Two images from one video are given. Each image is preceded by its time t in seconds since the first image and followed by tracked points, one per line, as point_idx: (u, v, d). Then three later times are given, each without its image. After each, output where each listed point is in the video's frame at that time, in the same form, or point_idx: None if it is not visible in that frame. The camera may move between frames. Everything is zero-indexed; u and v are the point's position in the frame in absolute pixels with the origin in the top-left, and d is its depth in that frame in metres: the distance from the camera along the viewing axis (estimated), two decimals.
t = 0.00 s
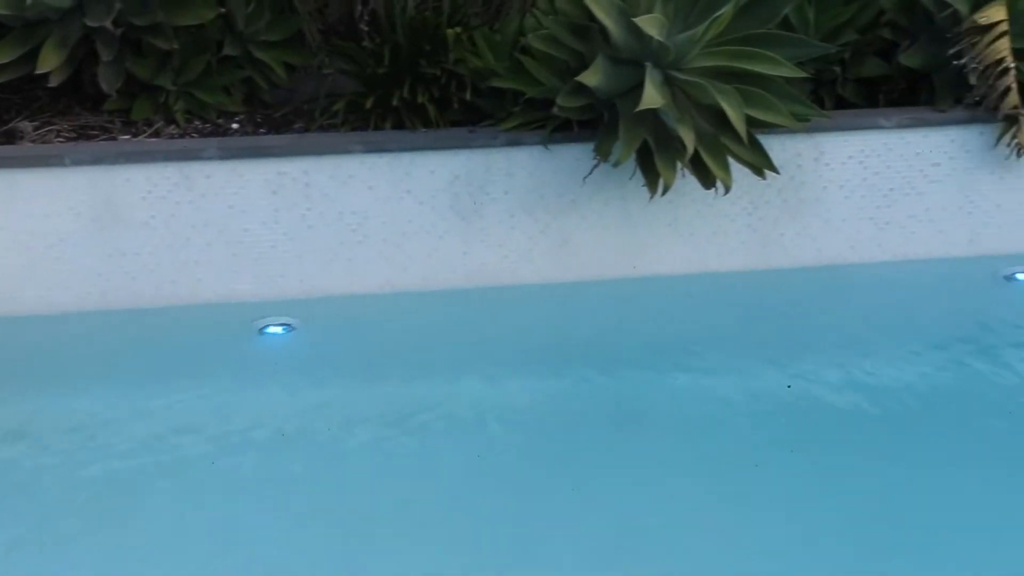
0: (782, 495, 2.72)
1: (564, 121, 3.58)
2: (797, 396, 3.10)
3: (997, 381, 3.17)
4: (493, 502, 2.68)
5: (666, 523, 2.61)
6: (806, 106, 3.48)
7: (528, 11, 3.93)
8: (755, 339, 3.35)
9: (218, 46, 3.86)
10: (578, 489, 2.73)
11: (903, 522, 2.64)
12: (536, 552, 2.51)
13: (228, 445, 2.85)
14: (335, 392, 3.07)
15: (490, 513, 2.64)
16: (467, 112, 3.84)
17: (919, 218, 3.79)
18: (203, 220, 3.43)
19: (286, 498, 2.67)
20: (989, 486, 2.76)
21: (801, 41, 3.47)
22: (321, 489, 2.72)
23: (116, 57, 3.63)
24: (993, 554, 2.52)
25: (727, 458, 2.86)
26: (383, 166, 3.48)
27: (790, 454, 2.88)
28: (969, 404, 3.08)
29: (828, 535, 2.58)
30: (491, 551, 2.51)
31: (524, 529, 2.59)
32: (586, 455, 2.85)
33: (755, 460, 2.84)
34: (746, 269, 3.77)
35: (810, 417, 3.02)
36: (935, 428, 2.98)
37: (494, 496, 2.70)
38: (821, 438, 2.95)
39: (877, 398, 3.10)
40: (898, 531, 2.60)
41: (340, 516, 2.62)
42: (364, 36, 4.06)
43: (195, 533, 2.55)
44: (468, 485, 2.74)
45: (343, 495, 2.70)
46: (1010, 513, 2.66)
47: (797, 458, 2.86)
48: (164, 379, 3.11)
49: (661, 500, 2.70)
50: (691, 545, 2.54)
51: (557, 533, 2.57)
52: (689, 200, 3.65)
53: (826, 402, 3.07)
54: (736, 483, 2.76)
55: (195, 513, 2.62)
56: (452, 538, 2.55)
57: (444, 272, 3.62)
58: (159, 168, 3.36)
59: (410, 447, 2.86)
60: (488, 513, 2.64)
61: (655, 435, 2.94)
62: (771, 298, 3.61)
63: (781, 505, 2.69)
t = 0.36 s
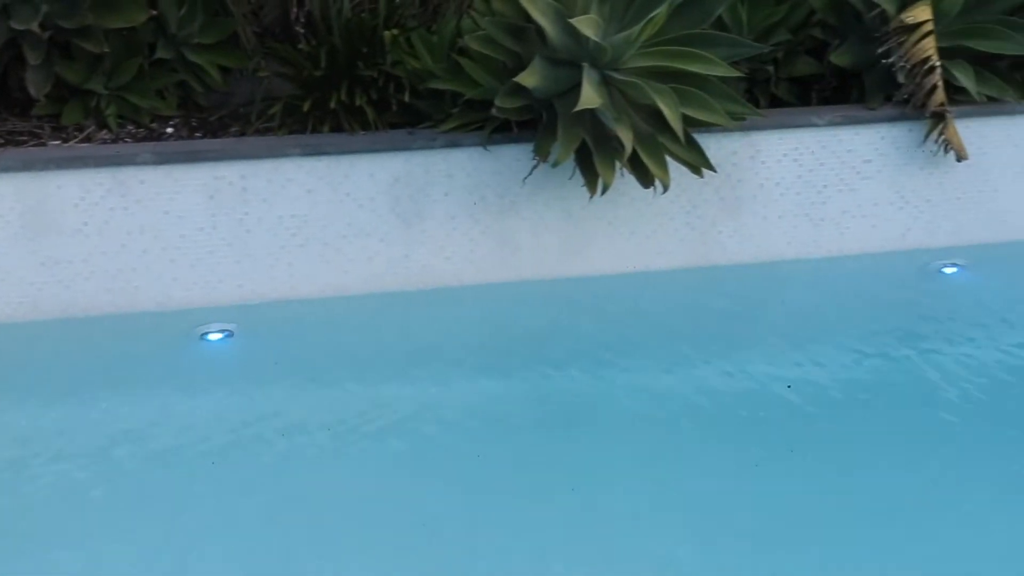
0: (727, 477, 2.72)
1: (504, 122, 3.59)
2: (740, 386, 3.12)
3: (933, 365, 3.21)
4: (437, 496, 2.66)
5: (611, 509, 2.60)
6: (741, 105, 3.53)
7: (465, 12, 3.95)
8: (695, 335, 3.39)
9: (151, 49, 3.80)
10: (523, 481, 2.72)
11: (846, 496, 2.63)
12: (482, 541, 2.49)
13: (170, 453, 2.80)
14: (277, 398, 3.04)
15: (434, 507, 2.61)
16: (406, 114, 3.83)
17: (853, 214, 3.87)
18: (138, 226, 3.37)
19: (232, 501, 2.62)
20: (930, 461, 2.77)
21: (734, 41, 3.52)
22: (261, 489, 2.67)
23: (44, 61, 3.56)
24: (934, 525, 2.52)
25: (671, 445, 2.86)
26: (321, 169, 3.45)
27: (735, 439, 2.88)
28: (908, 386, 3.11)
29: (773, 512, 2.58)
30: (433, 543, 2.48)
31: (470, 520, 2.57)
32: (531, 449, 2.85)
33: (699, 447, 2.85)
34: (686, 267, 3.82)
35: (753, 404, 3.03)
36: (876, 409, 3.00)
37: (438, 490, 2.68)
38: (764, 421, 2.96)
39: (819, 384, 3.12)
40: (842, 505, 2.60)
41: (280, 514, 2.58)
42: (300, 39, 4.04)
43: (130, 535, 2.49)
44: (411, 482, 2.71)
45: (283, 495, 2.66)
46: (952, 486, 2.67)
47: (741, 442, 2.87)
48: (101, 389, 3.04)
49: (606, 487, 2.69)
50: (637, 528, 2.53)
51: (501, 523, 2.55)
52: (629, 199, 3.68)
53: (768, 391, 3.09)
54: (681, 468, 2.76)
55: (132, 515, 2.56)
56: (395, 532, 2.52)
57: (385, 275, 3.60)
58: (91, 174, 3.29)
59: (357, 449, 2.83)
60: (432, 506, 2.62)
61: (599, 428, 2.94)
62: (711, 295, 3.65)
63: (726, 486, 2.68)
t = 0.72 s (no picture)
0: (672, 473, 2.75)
1: (446, 123, 3.58)
2: (686, 383, 3.15)
3: (872, 359, 3.27)
4: (385, 498, 2.65)
5: (559, 507, 2.61)
6: (682, 105, 3.57)
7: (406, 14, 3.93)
8: (640, 333, 3.42)
9: (85, 53, 3.74)
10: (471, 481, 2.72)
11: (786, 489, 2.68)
12: (430, 542, 2.48)
13: (112, 464, 2.74)
14: (222, 405, 2.99)
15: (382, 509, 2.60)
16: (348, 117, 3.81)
17: (793, 211, 3.94)
18: (75, 234, 3.30)
19: (178, 510, 2.58)
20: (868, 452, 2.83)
21: (674, 41, 3.56)
22: (205, 496, 2.64)
23: None
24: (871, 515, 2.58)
25: (618, 442, 2.88)
26: (263, 173, 3.42)
27: (681, 434, 2.91)
28: (848, 379, 3.17)
29: (717, 507, 2.61)
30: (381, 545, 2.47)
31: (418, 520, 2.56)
32: (479, 449, 2.85)
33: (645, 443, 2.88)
34: (631, 266, 3.85)
35: (699, 400, 3.07)
36: (817, 403, 3.06)
37: (386, 492, 2.67)
38: (709, 417, 2.99)
39: (763, 379, 3.17)
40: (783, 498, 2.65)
41: (226, 520, 2.55)
42: (239, 41, 3.99)
43: (73, 543, 2.45)
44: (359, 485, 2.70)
45: (229, 500, 2.62)
46: (888, 477, 2.73)
47: (688, 438, 2.90)
48: (39, 400, 2.97)
49: (554, 486, 2.70)
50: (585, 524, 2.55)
51: (450, 524, 2.55)
52: (572, 199, 3.70)
53: (713, 386, 3.13)
54: (628, 464, 2.78)
55: (75, 525, 2.51)
56: (342, 536, 2.50)
57: (330, 279, 3.57)
58: (25, 180, 3.22)
59: (305, 455, 2.80)
60: (380, 508, 2.61)
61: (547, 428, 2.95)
62: (655, 294, 3.69)
63: (671, 482, 2.72)
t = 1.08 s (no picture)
0: (625, 471, 2.76)
1: (393, 126, 3.57)
2: (635, 381, 3.18)
3: (817, 354, 3.32)
4: (336, 503, 2.63)
5: (512, 509, 2.62)
6: (627, 105, 3.59)
7: (351, 16, 3.91)
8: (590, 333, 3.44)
9: (22, 56, 3.68)
10: (424, 483, 2.71)
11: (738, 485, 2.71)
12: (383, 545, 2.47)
13: (57, 475, 2.69)
14: (170, 413, 2.96)
15: (333, 514, 2.58)
16: (293, 120, 3.78)
17: (738, 209, 3.99)
18: (14, 241, 3.23)
19: (126, 519, 2.54)
20: (816, 446, 2.87)
21: (619, 42, 3.58)
22: (152, 504, 2.60)
23: None
24: (822, 508, 2.61)
25: (570, 441, 2.89)
26: (208, 177, 3.37)
27: (632, 433, 2.93)
28: (795, 375, 3.21)
29: (669, 505, 2.63)
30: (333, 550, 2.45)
31: (370, 523, 2.55)
32: (431, 451, 2.85)
33: (597, 442, 2.89)
34: (578, 266, 3.88)
35: (649, 399, 3.09)
36: (765, 398, 3.09)
37: (337, 497, 2.65)
38: (660, 415, 3.02)
39: (711, 377, 3.20)
40: (734, 493, 2.68)
41: (173, 528, 2.51)
42: (181, 44, 3.94)
43: (17, 554, 2.40)
44: (309, 491, 2.68)
45: (177, 508, 2.59)
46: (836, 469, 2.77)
47: (638, 435, 2.92)
48: None
49: (506, 487, 2.70)
50: (538, 525, 2.55)
51: (402, 527, 2.54)
52: (520, 200, 3.70)
53: (663, 385, 3.16)
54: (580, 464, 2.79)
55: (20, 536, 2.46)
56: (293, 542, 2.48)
57: (277, 284, 3.54)
58: None
59: (255, 462, 2.77)
60: (331, 513, 2.59)
61: (499, 430, 2.95)
62: (603, 293, 3.72)
63: (624, 481, 2.73)
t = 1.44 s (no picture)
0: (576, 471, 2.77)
1: (339, 128, 3.54)
2: (585, 380, 3.19)
3: (764, 351, 3.36)
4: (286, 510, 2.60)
5: (465, 512, 2.61)
6: (573, 105, 3.61)
7: (295, 18, 3.88)
8: (539, 333, 3.45)
9: None
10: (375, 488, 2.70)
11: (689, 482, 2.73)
12: (335, 551, 2.45)
13: None
14: (115, 422, 2.91)
15: (284, 521, 2.56)
16: (237, 123, 3.75)
17: (684, 208, 4.03)
18: None
19: (70, 532, 2.49)
20: (765, 441, 2.90)
21: (563, 43, 3.60)
22: (98, 516, 2.55)
23: None
24: (771, 503, 2.64)
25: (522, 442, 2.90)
26: (150, 183, 3.32)
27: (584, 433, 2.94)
28: (743, 371, 3.25)
29: (622, 503, 2.64)
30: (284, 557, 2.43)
31: (322, 529, 2.53)
32: (382, 454, 2.84)
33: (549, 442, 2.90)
34: (528, 266, 3.89)
35: (600, 398, 3.10)
36: (714, 395, 3.12)
37: (288, 503, 2.63)
38: (610, 413, 3.03)
39: (660, 375, 3.23)
40: (686, 492, 2.70)
41: (121, 540, 2.46)
42: (121, 46, 3.87)
43: None
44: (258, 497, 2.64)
45: (125, 519, 2.54)
46: (785, 463, 2.80)
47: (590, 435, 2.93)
48: None
49: (459, 489, 2.70)
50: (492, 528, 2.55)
51: (354, 533, 2.52)
52: (468, 202, 3.70)
53: (613, 384, 3.18)
54: (532, 465, 2.80)
55: None
56: (245, 550, 2.45)
57: (223, 289, 3.50)
58: None
59: (204, 471, 2.74)
60: (281, 521, 2.56)
61: (450, 433, 2.94)
62: (553, 293, 3.73)
63: (575, 481, 2.73)
